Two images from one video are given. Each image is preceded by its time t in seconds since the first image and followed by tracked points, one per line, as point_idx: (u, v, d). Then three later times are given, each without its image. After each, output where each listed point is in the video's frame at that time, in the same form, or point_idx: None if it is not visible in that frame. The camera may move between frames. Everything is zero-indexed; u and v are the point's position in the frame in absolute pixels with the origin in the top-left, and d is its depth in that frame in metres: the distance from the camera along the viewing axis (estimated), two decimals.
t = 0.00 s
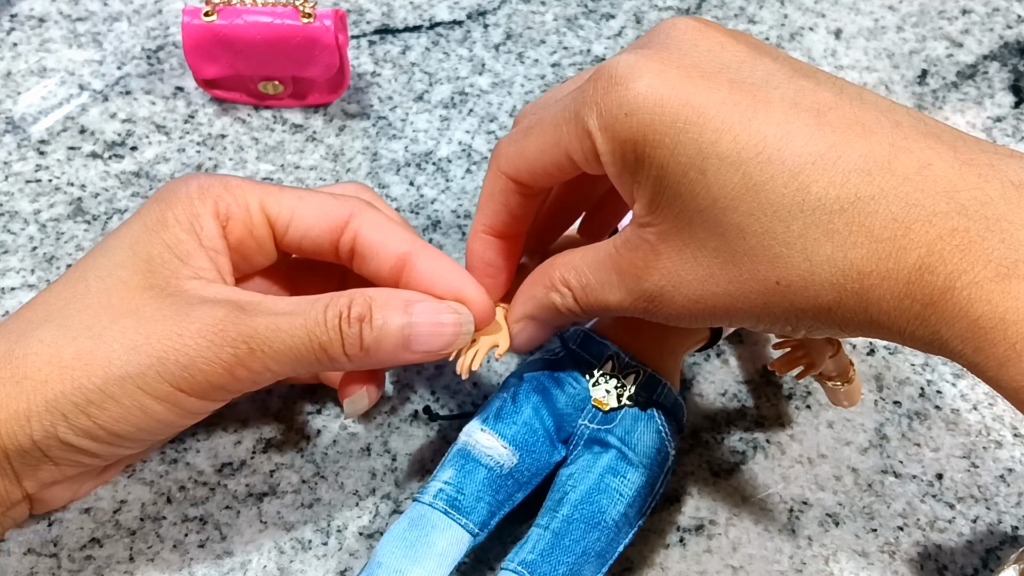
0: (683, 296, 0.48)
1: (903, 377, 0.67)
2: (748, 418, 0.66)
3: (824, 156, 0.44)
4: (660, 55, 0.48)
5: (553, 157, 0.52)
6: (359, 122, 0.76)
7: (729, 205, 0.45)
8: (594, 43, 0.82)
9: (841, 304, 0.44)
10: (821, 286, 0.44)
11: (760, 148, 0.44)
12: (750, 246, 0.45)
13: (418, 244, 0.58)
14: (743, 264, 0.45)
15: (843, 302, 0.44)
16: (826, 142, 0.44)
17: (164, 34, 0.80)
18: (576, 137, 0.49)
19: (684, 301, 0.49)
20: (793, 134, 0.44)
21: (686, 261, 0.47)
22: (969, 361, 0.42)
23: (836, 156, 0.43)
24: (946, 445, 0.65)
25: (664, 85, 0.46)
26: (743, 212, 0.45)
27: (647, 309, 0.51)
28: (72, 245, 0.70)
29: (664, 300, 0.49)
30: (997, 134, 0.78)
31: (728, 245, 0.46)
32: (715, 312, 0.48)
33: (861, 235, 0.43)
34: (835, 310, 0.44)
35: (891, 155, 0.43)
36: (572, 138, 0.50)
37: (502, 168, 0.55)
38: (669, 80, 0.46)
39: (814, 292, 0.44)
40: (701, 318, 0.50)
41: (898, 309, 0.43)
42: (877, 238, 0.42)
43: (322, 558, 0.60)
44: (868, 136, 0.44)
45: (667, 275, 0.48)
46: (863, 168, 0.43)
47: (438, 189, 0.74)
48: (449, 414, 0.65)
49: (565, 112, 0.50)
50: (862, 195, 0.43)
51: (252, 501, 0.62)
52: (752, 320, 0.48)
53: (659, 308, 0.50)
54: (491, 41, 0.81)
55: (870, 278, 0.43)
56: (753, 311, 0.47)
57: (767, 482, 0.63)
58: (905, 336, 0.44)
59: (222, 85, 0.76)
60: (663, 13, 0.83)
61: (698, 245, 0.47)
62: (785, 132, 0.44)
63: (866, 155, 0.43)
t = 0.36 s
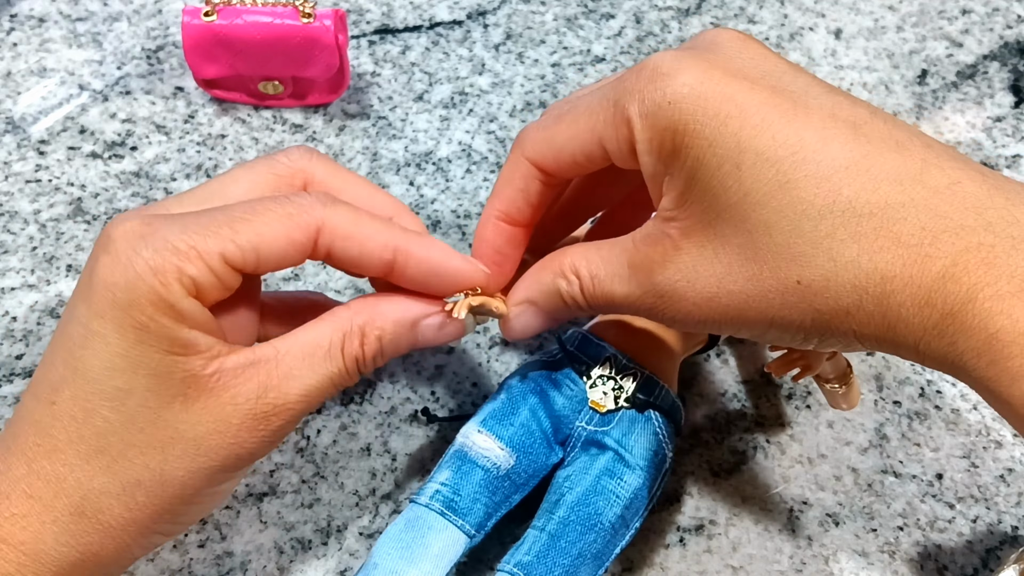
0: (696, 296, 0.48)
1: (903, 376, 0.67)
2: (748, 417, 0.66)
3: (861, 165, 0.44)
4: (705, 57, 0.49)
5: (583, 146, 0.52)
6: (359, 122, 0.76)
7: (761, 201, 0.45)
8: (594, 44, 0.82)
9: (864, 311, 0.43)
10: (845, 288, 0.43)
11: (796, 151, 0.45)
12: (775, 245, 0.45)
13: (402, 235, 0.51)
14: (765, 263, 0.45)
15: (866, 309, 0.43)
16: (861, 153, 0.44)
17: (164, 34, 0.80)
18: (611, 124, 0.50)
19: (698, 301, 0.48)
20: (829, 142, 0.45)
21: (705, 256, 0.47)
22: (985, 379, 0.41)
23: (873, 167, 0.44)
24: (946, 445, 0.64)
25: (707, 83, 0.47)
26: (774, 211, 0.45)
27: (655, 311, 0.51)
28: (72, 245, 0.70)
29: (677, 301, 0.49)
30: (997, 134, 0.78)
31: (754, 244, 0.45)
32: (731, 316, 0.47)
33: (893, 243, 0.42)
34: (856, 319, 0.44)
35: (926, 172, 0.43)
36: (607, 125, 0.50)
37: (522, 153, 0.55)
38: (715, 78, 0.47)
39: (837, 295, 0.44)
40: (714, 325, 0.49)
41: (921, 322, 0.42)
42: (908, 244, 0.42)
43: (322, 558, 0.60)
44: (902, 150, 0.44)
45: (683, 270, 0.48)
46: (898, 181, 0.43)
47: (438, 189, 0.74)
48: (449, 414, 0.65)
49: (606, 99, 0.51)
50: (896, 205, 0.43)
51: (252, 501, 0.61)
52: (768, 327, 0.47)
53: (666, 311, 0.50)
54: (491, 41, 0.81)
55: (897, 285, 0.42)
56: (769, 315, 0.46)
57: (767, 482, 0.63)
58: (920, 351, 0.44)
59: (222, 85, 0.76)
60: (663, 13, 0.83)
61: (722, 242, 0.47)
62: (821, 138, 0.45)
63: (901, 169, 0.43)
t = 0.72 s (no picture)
0: (734, 281, 0.45)
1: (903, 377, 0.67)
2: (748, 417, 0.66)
3: (934, 184, 0.46)
4: (802, 61, 0.50)
5: (711, 122, 0.52)
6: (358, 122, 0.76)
7: (853, 186, 0.46)
8: (594, 44, 0.82)
9: (911, 305, 0.44)
10: (903, 279, 0.44)
11: (883, 160, 0.46)
12: (852, 232, 0.45)
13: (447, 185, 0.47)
14: (836, 250, 0.45)
15: (914, 300, 0.44)
16: (931, 176, 0.46)
17: (164, 34, 0.80)
18: (750, 97, 0.50)
19: (736, 288, 0.45)
20: (912, 159, 0.46)
21: (765, 245, 0.45)
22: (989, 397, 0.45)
23: (941, 190, 0.45)
24: (946, 445, 0.64)
25: (813, 84, 0.48)
26: (863, 202, 0.45)
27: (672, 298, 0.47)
28: (73, 245, 0.70)
29: (702, 285, 0.46)
30: (997, 134, 0.78)
31: (827, 228, 0.45)
32: (761, 313, 0.46)
33: (950, 254, 0.44)
34: (902, 314, 0.44)
35: (997, 209, 0.45)
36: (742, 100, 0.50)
37: (630, 111, 0.54)
38: (835, 81, 0.48)
39: (898, 284, 0.44)
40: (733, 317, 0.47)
41: (946, 329, 0.44)
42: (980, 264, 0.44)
43: (323, 558, 0.60)
44: (972, 181, 0.46)
45: (719, 246, 0.46)
46: (969, 208, 0.45)
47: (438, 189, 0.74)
48: (449, 414, 0.65)
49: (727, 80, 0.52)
50: (959, 228, 0.45)
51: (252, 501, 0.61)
52: (797, 321, 0.45)
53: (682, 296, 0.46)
54: (491, 41, 0.81)
55: (944, 285, 0.44)
56: (808, 309, 0.45)
57: (767, 482, 0.63)
58: (907, 360, 0.46)
59: (222, 85, 0.76)
60: (663, 13, 0.83)
61: (799, 223, 0.46)
62: (904, 156, 0.46)
63: (971, 201, 0.45)
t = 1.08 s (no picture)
0: (735, 338, 0.40)
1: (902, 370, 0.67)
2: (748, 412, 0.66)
3: (988, 315, 0.40)
4: (884, 154, 0.47)
5: (765, 192, 0.50)
6: (359, 122, 0.77)
7: (896, 279, 0.41)
8: (592, 42, 0.82)
9: (918, 421, 0.38)
10: (925, 392, 0.38)
11: (939, 266, 0.41)
12: (882, 327, 0.39)
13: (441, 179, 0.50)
14: (860, 341, 0.39)
15: (924, 416, 0.38)
16: (989, 306, 0.41)
17: (164, 37, 0.80)
18: (813, 169, 0.47)
19: (735, 347, 0.40)
20: (969, 281, 0.41)
21: (778, 318, 0.40)
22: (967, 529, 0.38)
23: (1000, 322, 0.40)
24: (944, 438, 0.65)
25: (882, 170, 0.45)
26: (904, 298, 0.40)
27: (657, 335, 0.42)
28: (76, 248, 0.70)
29: (699, 334, 0.41)
30: (995, 127, 0.78)
31: (855, 317, 0.40)
32: (751, 385, 0.40)
33: (985, 386, 0.38)
34: (902, 426, 0.38)
35: None
36: (804, 167, 0.48)
37: (692, 165, 0.53)
38: (913, 178, 0.45)
39: (915, 389, 0.38)
40: (711, 382, 0.42)
41: (948, 463, 0.37)
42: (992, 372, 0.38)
43: (328, 556, 0.60)
44: None
45: (730, 300, 0.41)
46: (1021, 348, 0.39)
47: (438, 189, 0.75)
48: (451, 412, 0.66)
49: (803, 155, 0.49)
50: (999, 364, 0.39)
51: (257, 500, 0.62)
52: (787, 396, 0.39)
53: (668, 338, 0.41)
54: (490, 40, 0.81)
55: (963, 416, 0.37)
56: (805, 388, 0.39)
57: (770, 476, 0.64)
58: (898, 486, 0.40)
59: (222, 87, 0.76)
60: (661, 11, 0.83)
61: (831, 300, 0.41)
62: (961, 273, 0.41)
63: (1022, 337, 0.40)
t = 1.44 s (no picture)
0: (740, 343, 0.40)
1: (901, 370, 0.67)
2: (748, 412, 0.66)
3: (986, 329, 0.40)
4: (884, 169, 0.48)
5: (768, 205, 0.51)
6: (359, 122, 0.77)
7: (898, 288, 0.41)
8: (592, 41, 0.82)
9: (915, 431, 0.38)
10: (922, 403, 0.38)
11: (940, 277, 0.41)
12: (884, 337, 0.39)
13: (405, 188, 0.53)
14: (862, 350, 0.39)
15: (923, 426, 0.38)
16: (987, 320, 0.41)
17: (164, 37, 0.80)
18: (816, 182, 0.48)
19: (739, 352, 0.40)
20: (966, 293, 0.41)
21: (783, 326, 0.40)
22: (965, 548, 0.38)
23: (996, 335, 0.40)
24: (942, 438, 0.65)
25: (885, 187, 0.45)
26: (904, 308, 0.40)
27: (663, 337, 0.42)
28: (76, 248, 0.70)
29: (704, 337, 0.41)
30: (995, 127, 0.78)
31: (858, 327, 0.40)
32: (754, 390, 0.40)
33: (979, 398, 0.38)
34: (900, 436, 0.38)
35: None
36: (808, 181, 0.49)
37: (693, 175, 0.53)
38: (915, 194, 0.45)
39: (913, 400, 0.38)
40: (712, 385, 0.42)
41: (942, 473, 0.37)
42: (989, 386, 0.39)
43: (328, 556, 0.60)
44: None
45: (737, 306, 0.41)
46: (1015, 359, 0.40)
47: (438, 189, 0.75)
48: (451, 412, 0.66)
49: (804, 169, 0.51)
50: (995, 378, 0.39)
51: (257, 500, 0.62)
52: (788, 401, 0.39)
53: (674, 340, 0.41)
54: (490, 40, 0.81)
55: (960, 426, 0.38)
56: (806, 394, 0.39)
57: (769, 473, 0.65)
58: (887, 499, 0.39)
59: (222, 87, 0.76)
60: (661, 10, 0.83)
61: (832, 310, 0.41)
62: (960, 284, 0.42)
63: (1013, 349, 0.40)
